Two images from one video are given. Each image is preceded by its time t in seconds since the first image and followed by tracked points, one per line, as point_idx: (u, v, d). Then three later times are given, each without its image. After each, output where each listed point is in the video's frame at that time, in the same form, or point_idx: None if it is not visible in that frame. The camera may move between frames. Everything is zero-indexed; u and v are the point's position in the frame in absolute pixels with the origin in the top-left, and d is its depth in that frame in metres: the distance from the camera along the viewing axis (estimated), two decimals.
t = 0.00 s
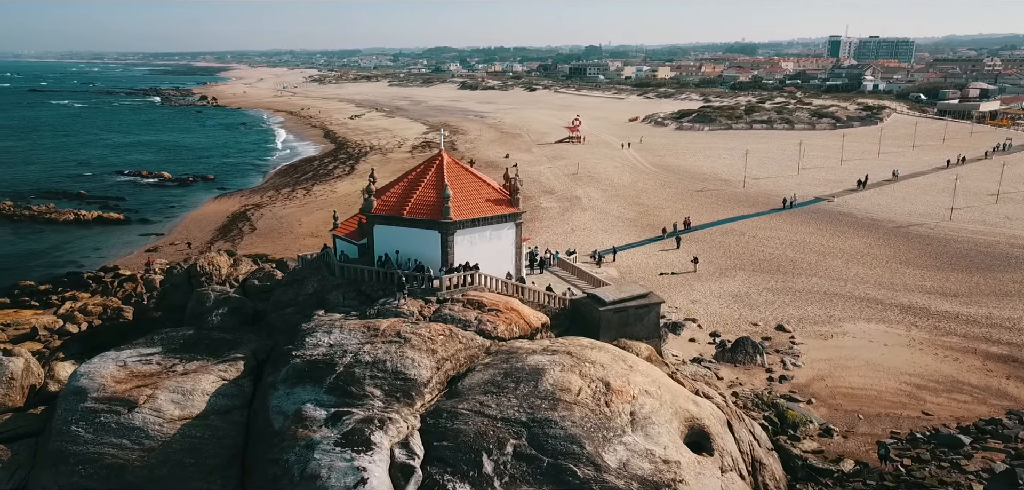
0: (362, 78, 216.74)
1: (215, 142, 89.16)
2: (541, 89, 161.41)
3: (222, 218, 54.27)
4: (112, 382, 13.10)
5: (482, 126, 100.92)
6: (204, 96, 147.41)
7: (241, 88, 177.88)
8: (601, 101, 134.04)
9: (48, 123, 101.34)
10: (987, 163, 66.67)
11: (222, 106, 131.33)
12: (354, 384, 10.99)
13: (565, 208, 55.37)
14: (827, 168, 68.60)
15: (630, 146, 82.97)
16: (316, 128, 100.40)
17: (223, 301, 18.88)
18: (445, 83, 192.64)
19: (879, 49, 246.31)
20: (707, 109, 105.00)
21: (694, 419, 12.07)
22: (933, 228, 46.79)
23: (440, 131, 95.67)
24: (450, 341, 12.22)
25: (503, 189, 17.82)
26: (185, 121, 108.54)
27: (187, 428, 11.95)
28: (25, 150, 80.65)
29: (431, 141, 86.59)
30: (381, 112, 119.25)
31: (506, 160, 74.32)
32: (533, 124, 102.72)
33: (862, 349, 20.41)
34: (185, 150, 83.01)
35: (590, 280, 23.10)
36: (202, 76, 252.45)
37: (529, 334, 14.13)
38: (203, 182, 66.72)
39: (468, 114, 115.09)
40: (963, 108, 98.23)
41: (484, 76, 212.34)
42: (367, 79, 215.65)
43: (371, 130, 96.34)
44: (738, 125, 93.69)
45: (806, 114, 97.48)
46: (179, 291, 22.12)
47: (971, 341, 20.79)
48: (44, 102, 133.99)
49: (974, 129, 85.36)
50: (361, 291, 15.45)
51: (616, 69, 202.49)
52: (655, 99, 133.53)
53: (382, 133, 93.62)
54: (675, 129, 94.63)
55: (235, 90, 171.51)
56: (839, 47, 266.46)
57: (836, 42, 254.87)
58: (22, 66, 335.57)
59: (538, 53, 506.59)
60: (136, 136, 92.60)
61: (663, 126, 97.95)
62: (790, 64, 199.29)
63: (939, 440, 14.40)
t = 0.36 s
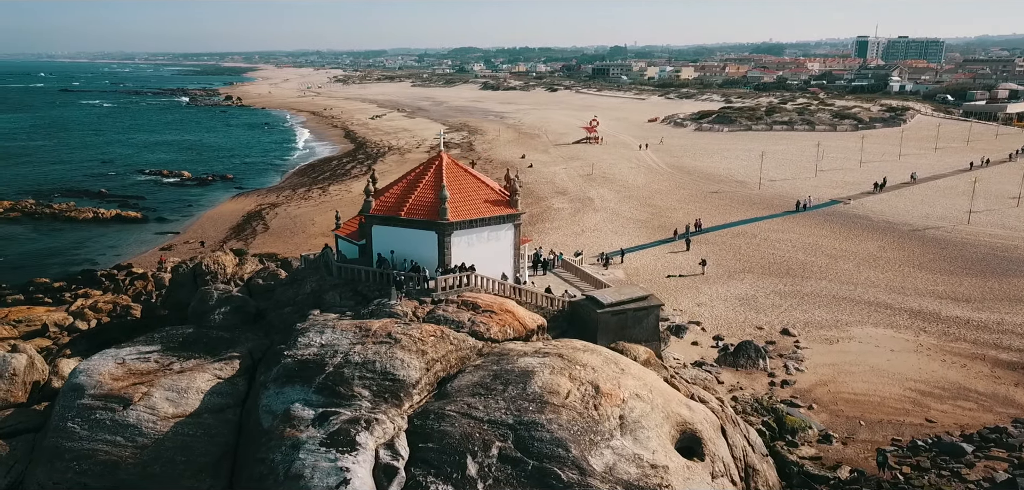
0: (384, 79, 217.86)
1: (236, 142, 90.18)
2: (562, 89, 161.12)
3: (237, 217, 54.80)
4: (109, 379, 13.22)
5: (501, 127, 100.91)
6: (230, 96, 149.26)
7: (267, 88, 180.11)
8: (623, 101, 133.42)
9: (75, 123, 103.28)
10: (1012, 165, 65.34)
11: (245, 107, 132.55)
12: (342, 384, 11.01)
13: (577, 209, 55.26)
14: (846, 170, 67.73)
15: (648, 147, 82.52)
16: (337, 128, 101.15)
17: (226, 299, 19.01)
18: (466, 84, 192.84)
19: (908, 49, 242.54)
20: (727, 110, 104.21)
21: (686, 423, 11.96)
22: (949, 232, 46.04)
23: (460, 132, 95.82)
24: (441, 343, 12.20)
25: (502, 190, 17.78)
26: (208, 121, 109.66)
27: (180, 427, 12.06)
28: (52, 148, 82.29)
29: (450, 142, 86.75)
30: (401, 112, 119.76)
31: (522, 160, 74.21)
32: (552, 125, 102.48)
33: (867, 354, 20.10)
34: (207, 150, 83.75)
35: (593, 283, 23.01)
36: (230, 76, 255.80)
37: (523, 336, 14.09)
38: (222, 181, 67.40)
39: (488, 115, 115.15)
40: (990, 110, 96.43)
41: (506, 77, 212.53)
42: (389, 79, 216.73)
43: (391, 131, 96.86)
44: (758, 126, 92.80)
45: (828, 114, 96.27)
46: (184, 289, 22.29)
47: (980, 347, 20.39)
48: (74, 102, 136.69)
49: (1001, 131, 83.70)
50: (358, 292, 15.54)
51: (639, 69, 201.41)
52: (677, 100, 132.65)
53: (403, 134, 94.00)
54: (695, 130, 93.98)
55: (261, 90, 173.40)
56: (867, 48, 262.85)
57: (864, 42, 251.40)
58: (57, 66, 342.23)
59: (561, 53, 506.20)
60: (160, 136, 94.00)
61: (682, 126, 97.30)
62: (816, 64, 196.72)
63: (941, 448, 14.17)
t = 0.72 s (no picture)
0: (405, 80, 218.77)
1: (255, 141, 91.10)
2: (583, 89, 160.74)
3: (252, 216, 55.33)
4: (107, 376, 13.37)
5: (520, 127, 100.84)
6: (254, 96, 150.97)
7: (293, 88, 182.64)
8: (645, 102, 132.62)
9: (101, 123, 105.12)
10: None
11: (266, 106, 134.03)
12: (331, 384, 11.04)
13: (589, 210, 55.09)
14: (865, 172, 66.87)
15: (666, 148, 82.04)
16: (358, 128, 101.76)
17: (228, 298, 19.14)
18: (487, 84, 192.94)
19: (937, 49, 238.51)
20: (748, 111, 103.36)
21: (677, 428, 11.86)
22: (967, 235, 45.25)
23: (479, 132, 95.85)
24: (432, 344, 12.19)
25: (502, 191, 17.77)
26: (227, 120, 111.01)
27: (173, 424, 12.17)
28: (78, 147, 83.86)
29: (469, 142, 86.77)
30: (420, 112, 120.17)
31: (539, 161, 74.16)
32: (570, 125, 102.19)
33: (872, 359, 19.79)
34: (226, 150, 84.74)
35: (594, 284, 22.89)
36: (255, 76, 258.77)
37: (517, 338, 14.04)
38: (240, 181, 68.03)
39: (507, 115, 115.11)
40: (1018, 112, 94.58)
41: (527, 77, 212.54)
42: (410, 80, 217.63)
43: (411, 131, 97.21)
44: (778, 127, 91.93)
45: (851, 116, 95.01)
46: (189, 288, 22.48)
47: (990, 354, 19.98)
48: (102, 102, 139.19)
49: None
50: (354, 292, 15.62)
51: (663, 69, 200.10)
52: (698, 100, 131.75)
53: (423, 134, 94.21)
54: (714, 131, 93.30)
55: (286, 90, 175.12)
56: (895, 48, 258.96)
57: (893, 42, 247.88)
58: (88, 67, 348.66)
59: (584, 54, 504.90)
60: (182, 135, 95.31)
61: (702, 127, 96.63)
62: (843, 65, 194.10)
63: (941, 455, 13.94)
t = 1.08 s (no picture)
0: (427, 80, 219.26)
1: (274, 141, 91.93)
2: (604, 90, 160.07)
3: (267, 216, 55.83)
4: (106, 373, 13.54)
5: (541, 128, 100.65)
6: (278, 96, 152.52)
7: (317, 88, 184.44)
8: (667, 103, 131.72)
9: (126, 122, 106.91)
10: None
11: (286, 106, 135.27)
12: (320, 384, 11.07)
13: (602, 211, 54.87)
14: (886, 174, 65.93)
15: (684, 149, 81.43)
16: (380, 128, 102.34)
17: (232, 297, 19.33)
18: (509, 85, 192.86)
19: (968, 49, 233.89)
20: (769, 112, 102.30)
21: (669, 432, 11.78)
22: (986, 239, 44.41)
23: (499, 133, 95.84)
24: (423, 345, 12.19)
25: (501, 192, 17.74)
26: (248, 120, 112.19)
27: (168, 422, 12.30)
28: (101, 146, 85.24)
29: (488, 143, 86.74)
30: (439, 113, 120.46)
31: (555, 162, 74.00)
32: (590, 126, 101.82)
33: (878, 364, 19.49)
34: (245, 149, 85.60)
35: (597, 286, 22.76)
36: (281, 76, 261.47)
37: (512, 339, 14.02)
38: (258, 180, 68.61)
39: (526, 116, 115.01)
40: None
41: (548, 78, 212.14)
42: (432, 81, 218.23)
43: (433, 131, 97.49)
44: (799, 129, 90.95)
45: (874, 116, 93.62)
46: (195, 286, 22.70)
47: (1000, 361, 19.57)
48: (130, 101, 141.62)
49: None
50: (351, 292, 15.70)
51: (687, 69, 198.63)
52: (720, 101, 130.63)
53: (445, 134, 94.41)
54: (735, 132, 92.48)
55: (310, 90, 176.66)
56: (925, 48, 254.53)
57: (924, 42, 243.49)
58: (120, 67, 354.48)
59: (607, 54, 502.33)
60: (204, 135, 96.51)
61: (722, 128, 95.80)
62: (871, 66, 191.15)
63: (943, 464, 13.72)
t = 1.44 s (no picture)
0: (447, 80, 219.93)
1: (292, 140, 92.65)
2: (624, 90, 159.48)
3: (281, 215, 56.33)
4: (104, 370, 13.68)
5: (562, 128, 100.41)
6: (300, 96, 153.83)
7: (339, 88, 186.01)
8: (688, 103, 130.77)
9: (151, 121, 108.55)
10: None
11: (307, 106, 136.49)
12: (310, 383, 11.10)
13: (613, 212, 54.70)
14: (905, 176, 65.01)
15: (702, 150, 80.84)
16: (401, 128, 102.84)
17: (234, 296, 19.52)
18: (531, 85, 192.71)
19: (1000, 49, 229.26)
20: (791, 113, 101.26)
21: (660, 436, 11.69)
22: (1005, 243, 43.61)
23: (517, 133, 95.79)
24: (414, 345, 12.20)
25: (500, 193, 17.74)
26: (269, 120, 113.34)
27: (161, 419, 12.41)
28: (123, 145, 86.56)
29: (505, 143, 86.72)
30: (457, 113, 120.72)
31: (571, 163, 73.84)
32: (608, 126, 101.44)
33: (884, 369, 19.18)
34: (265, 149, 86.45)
35: (599, 287, 22.65)
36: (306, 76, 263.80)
37: (506, 341, 14.00)
38: (274, 180, 69.13)
39: (545, 117, 114.87)
40: None
41: (569, 78, 211.81)
42: (453, 81, 218.80)
43: (453, 132, 97.70)
44: (820, 130, 90.00)
45: (898, 118, 92.24)
46: (199, 285, 22.94)
47: (1009, 367, 19.18)
48: (156, 101, 143.84)
49: None
50: (348, 291, 15.79)
51: (710, 69, 197.11)
52: (743, 102, 129.51)
53: (465, 135, 94.62)
54: (755, 133, 91.63)
55: (333, 90, 178.03)
56: (955, 48, 250.24)
57: (954, 42, 239.29)
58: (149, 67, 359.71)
59: (634, 53, 500.70)
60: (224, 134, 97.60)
61: (742, 129, 95.11)
62: (899, 66, 188.24)
63: (943, 472, 13.52)
